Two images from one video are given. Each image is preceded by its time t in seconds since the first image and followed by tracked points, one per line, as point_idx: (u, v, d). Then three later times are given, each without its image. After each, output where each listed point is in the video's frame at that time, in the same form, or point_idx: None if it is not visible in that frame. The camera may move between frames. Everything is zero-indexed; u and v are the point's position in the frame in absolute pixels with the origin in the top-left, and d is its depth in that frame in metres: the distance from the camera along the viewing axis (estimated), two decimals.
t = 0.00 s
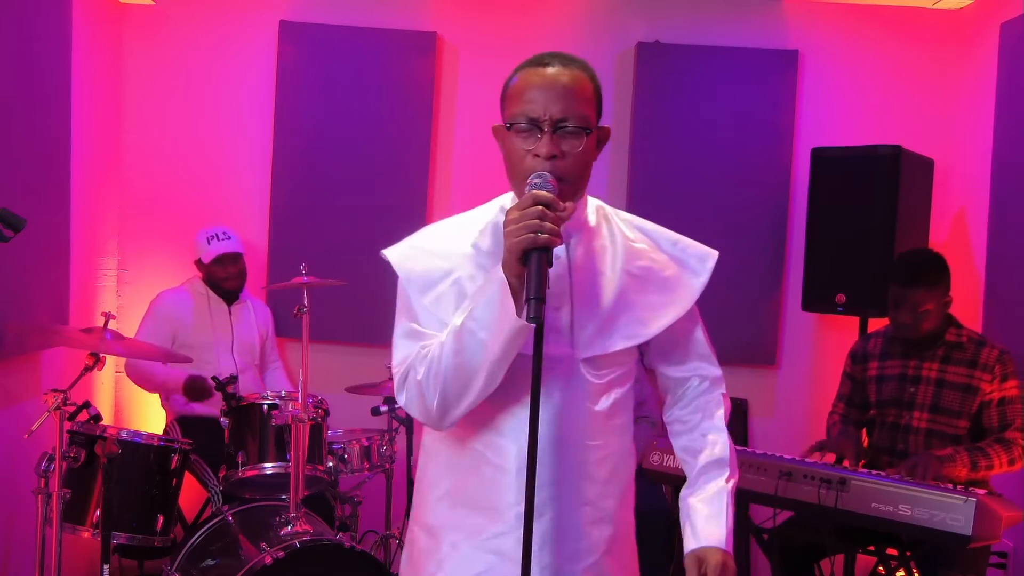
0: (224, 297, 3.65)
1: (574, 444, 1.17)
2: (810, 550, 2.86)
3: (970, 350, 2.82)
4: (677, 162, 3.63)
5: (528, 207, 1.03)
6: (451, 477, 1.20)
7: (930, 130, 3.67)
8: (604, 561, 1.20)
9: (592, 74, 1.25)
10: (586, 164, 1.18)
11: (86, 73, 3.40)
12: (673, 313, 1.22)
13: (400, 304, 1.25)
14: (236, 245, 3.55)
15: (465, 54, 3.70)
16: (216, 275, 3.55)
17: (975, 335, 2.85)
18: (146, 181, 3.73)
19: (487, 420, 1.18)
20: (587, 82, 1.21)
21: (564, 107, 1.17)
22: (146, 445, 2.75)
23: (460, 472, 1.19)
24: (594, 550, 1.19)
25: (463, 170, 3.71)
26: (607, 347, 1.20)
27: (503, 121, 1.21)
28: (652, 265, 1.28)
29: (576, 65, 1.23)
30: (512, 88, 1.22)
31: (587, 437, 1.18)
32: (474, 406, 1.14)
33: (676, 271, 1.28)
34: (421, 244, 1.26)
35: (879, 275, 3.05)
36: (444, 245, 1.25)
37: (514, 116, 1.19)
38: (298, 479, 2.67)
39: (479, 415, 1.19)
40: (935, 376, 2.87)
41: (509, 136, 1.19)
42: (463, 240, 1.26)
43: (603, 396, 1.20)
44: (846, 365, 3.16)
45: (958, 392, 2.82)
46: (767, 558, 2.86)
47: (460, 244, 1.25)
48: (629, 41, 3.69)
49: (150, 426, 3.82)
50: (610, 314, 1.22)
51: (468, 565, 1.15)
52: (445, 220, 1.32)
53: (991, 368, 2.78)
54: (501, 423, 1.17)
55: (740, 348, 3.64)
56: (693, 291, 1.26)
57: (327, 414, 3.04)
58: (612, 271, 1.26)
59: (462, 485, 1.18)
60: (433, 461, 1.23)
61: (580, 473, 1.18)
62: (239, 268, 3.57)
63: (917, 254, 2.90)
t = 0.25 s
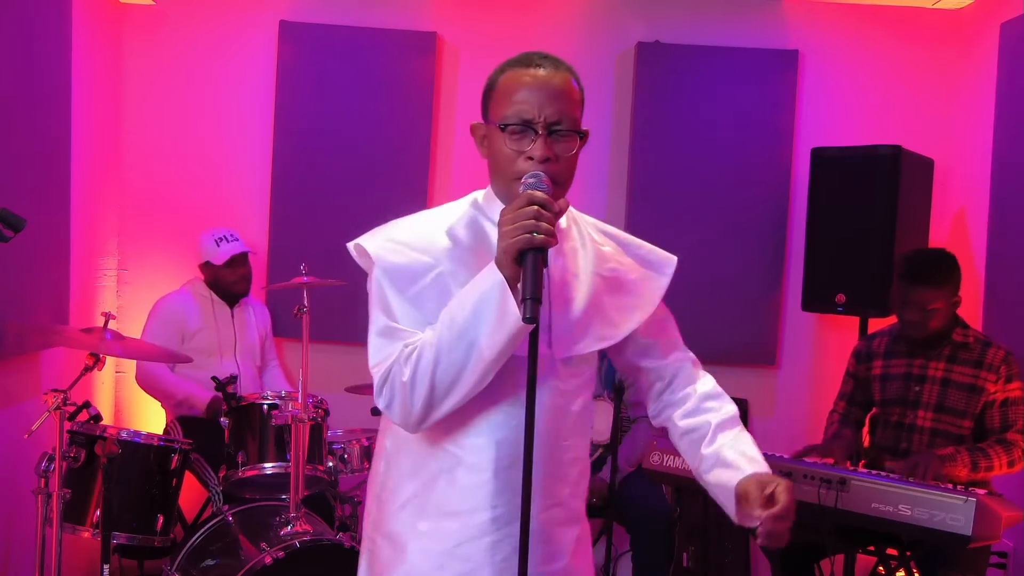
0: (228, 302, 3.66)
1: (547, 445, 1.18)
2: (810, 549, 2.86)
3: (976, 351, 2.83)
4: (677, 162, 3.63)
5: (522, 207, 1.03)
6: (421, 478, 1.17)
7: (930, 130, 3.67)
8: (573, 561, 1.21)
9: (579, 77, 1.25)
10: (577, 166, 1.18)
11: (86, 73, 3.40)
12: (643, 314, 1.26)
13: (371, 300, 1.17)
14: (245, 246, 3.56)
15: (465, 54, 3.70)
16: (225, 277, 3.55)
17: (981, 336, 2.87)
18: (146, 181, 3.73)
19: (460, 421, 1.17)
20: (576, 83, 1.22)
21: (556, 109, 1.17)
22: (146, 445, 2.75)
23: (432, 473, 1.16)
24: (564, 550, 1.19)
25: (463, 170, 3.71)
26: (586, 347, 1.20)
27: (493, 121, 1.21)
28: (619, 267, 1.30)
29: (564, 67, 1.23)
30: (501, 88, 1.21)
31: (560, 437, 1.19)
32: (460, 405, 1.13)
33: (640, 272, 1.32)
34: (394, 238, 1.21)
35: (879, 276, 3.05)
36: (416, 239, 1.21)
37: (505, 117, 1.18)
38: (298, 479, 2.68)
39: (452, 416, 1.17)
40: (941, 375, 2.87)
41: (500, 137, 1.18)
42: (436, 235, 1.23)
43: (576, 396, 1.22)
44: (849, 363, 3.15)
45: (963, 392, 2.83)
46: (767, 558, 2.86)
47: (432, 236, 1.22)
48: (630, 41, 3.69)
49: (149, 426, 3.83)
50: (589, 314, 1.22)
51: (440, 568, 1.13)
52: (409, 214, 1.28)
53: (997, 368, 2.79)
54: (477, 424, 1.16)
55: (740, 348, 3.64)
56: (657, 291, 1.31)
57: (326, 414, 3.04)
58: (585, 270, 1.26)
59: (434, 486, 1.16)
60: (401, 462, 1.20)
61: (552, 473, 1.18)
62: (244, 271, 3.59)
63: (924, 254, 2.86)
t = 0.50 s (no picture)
0: (229, 300, 3.67)
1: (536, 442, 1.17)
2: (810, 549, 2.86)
3: (981, 352, 2.82)
4: (678, 162, 3.62)
5: (521, 206, 1.03)
6: (411, 476, 1.16)
7: (930, 130, 3.67)
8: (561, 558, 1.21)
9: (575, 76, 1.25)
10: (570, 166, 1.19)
11: (86, 73, 3.40)
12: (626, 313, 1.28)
13: (363, 296, 1.18)
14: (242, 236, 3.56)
15: (465, 54, 3.70)
16: (226, 270, 3.55)
17: (987, 337, 2.86)
18: (146, 181, 3.73)
19: (450, 419, 1.16)
20: (573, 83, 1.22)
21: (554, 107, 1.17)
22: (146, 445, 2.75)
23: (423, 472, 1.16)
24: (553, 548, 1.19)
25: (463, 171, 3.71)
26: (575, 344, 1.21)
27: (488, 115, 1.20)
28: (603, 267, 1.32)
29: (561, 66, 1.23)
30: (497, 84, 1.21)
31: (550, 435, 1.19)
32: (454, 404, 1.13)
33: (622, 272, 1.34)
34: (386, 235, 1.21)
35: (879, 276, 3.05)
36: (409, 238, 1.22)
37: (501, 113, 1.18)
38: (298, 479, 2.68)
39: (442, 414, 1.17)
40: (944, 374, 2.87)
41: (495, 132, 1.18)
42: (427, 233, 1.23)
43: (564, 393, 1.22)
44: (855, 361, 3.18)
45: (966, 392, 2.82)
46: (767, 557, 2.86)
47: (425, 233, 1.23)
48: (630, 41, 3.69)
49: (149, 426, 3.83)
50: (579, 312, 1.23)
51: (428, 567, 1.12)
52: (399, 213, 1.28)
53: (1000, 369, 2.77)
54: (468, 423, 1.15)
55: (740, 349, 3.64)
56: (638, 290, 1.33)
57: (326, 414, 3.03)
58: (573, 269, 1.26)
59: (424, 485, 1.15)
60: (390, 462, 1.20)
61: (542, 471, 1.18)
62: (245, 263, 3.59)
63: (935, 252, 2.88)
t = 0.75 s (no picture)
0: (228, 300, 3.68)
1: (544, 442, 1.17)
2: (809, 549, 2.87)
3: (986, 353, 2.82)
4: (678, 162, 3.62)
5: (525, 207, 1.03)
6: (421, 476, 1.17)
7: (930, 130, 3.67)
8: (568, 558, 1.20)
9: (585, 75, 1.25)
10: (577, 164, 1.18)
11: (86, 73, 3.40)
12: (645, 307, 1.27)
13: (373, 297, 1.20)
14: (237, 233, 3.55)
15: (466, 54, 3.70)
16: (223, 266, 3.55)
17: (994, 339, 2.85)
18: (146, 181, 3.73)
19: (459, 420, 1.17)
20: (581, 81, 1.22)
21: (559, 106, 1.17)
22: (146, 445, 2.75)
23: (432, 471, 1.16)
24: (561, 547, 1.19)
25: (463, 170, 3.71)
26: (587, 343, 1.21)
27: (496, 114, 1.20)
28: (619, 262, 1.31)
29: (569, 64, 1.23)
30: (505, 82, 1.21)
31: (558, 434, 1.18)
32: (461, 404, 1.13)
33: (640, 265, 1.33)
34: (395, 237, 1.22)
35: (880, 276, 3.05)
36: (418, 239, 1.22)
37: (508, 112, 1.18)
38: (298, 479, 2.67)
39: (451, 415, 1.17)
40: (949, 373, 2.88)
41: (502, 132, 1.18)
42: (437, 234, 1.24)
43: (575, 393, 1.21)
44: (861, 358, 3.20)
45: (970, 392, 2.82)
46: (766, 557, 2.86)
47: (434, 235, 1.24)
48: (630, 41, 3.68)
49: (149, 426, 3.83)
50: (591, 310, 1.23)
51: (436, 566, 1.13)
52: (413, 213, 1.29)
53: (1005, 371, 2.76)
54: (476, 423, 1.15)
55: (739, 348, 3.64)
56: (660, 282, 1.32)
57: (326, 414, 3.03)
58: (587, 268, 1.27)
59: (433, 485, 1.16)
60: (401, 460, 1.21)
61: (550, 471, 1.17)
62: (241, 258, 3.59)
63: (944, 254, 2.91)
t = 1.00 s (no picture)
0: (228, 299, 3.69)
1: (572, 442, 1.15)
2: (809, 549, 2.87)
3: (990, 353, 2.82)
4: (677, 162, 3.63)
5: (527, 207, 1.03)
6: (450, 475, 1.18)
7: (930, 130, 3.67)
8: (602, 562, 1.16)
9: (596, 77, 1.24)
10: (586, 166, 1.17)
11: (86, 73, 3.40)
12: (678, 303, 1.21)
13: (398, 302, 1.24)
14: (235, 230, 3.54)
15: (465, 54, 3.70)
16: (226, 263, 3.56)
17: (998, 339, 2.85)
18: (146, 181, 3.73)
19: (484, 420, 1.17)
20: (591, 83, 1.21)
21: (565, 109, 1.16)
22: (146, 445, 2.75)
23: (461, 470, 1.17)
24: (594, 549, 1.16)
25: (463, 170, 3.71)
26: (609, 343, 1.18)
27: (506, 121, 1.21)
28: (651, 260, 1.28)
29: (579, 67, 1.22)
30: (517, 88, 1.22)
31: (586, 434, 1.16)
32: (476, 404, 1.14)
33: (677, 261, 1.28)
34: (417, 244, 1.26)
35: (880, 276, 3.05)
36: (441, 244, 1.25)
37: (516, 118, 1.19)
38: (298, 479, 2.67)
39: (476, 415, 1.18)
40: (952, 373, 2.88)
41: (512, 137, 1.20)
42: (459, 240, 1.26)
43: (604, 395, 1.18)
44: (864, 357, 3.20)
45: (973, 392, 2.82)
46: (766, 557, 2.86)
47: (456, 241, 1.26)
48: (629, 41, 3.69)
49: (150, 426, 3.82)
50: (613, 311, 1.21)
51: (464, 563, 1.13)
52: (442, 221, 1.32)
53: (1008, 371, 2.76)
54: (501, 423, 1.16)
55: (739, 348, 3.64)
56: (697, 277, 1.25)
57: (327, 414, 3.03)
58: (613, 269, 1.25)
59: (461, 484, 1.17)
60: (432, 460, 1.23)
61: (578, 471, 1.15)
62: (242, 252, 3.61)
63: (953, 254, 2.91)
